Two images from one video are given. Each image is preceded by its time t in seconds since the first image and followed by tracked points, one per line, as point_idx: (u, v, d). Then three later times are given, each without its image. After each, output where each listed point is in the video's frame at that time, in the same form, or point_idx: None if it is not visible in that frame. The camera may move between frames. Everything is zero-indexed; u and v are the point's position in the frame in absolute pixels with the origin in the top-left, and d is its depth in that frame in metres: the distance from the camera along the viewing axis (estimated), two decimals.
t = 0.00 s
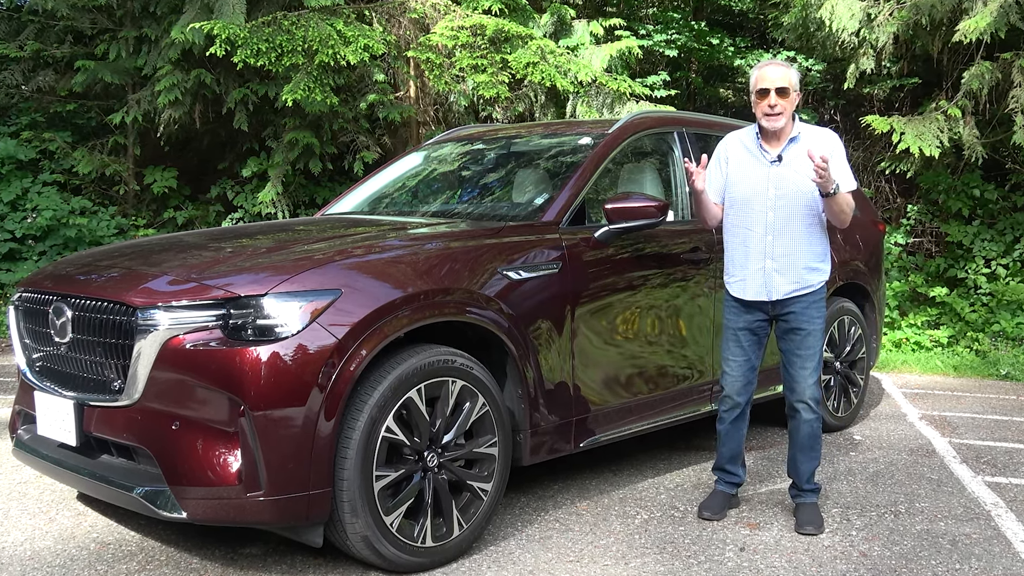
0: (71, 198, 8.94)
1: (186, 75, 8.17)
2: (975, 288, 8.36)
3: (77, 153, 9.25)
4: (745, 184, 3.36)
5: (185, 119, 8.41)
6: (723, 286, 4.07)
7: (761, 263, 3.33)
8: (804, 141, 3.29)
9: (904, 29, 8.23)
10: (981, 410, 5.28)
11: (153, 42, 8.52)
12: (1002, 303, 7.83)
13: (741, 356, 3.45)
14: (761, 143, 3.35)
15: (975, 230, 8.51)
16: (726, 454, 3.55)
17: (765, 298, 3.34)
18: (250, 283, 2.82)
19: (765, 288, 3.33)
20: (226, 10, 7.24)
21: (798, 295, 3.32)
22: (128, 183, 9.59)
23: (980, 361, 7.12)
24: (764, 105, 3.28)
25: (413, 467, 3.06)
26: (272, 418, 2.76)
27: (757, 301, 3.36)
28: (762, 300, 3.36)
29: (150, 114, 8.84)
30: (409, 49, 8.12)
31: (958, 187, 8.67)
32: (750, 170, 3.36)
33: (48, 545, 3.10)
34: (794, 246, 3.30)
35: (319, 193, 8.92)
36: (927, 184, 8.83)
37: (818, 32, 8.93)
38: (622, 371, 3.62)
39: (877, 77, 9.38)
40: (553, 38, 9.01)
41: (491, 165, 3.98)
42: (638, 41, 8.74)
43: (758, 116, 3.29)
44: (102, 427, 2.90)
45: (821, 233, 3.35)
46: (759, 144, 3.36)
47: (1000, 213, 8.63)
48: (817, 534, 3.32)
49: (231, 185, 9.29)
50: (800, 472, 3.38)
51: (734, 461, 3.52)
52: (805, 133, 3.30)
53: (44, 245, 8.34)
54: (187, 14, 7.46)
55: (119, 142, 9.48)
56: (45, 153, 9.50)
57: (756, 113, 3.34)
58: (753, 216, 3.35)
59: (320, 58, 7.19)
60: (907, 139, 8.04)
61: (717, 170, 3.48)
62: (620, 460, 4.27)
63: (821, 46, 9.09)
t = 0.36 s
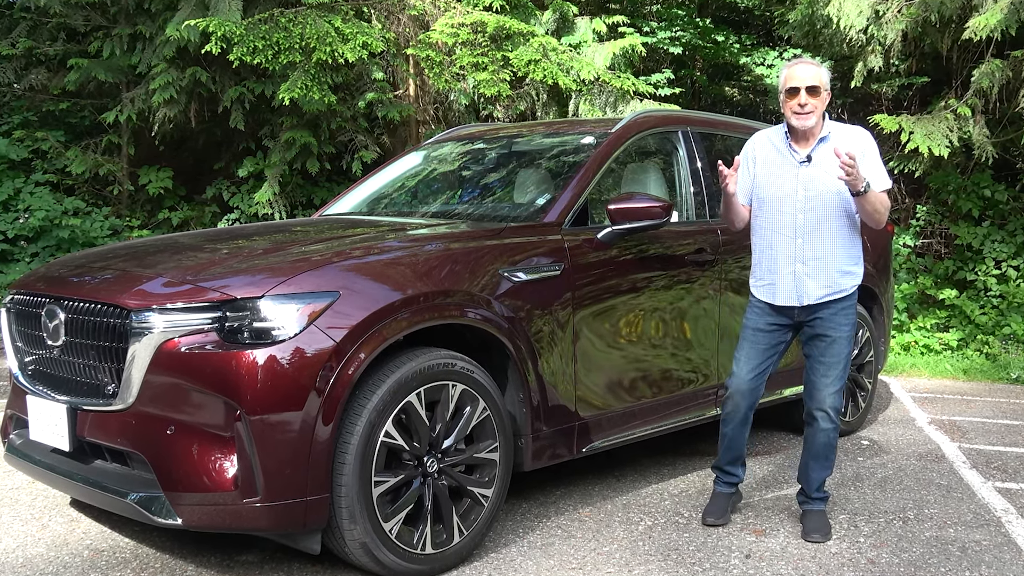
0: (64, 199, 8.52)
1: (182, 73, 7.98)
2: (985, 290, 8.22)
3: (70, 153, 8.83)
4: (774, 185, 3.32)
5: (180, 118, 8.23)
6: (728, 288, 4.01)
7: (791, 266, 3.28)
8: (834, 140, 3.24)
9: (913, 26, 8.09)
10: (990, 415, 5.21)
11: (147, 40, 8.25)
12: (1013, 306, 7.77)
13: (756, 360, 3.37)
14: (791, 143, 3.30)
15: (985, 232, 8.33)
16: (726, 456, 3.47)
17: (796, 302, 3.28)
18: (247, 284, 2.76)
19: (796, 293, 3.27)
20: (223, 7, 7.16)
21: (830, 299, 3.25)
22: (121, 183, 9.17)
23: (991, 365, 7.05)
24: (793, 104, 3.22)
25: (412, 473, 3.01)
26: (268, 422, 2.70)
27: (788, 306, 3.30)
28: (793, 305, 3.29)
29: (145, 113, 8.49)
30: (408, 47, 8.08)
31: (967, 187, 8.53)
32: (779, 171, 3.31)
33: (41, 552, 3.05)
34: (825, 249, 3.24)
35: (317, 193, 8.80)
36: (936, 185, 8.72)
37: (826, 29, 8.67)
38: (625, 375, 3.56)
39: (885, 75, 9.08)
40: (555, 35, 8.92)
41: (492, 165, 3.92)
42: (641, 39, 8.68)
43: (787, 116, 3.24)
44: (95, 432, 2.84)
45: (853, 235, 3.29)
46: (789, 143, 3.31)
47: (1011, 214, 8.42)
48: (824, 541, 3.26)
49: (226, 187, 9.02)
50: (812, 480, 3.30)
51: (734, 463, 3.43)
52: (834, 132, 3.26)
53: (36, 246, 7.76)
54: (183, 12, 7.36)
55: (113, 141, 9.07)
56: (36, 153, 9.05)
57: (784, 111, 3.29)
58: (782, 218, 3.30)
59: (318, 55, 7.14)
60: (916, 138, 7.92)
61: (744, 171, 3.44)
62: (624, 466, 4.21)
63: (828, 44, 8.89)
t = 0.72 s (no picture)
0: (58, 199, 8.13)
1: (176, 71, 7.90)
2: (996, 293, 8.03)
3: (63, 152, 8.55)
4: (773, 186, 3.25)
5: (175, 118, 8.13)
6: (733, 290, 3.96)
7: (790, 269, 3.22)
8: (836, 141, 3.22)
9: (922, 24, 7.88)
10: (999, 419, 5.15)
11: (142, 37, 8.15)
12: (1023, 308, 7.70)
13: (756, 369, 3.31)
14: (790, 142, 3.24)
15: (995, 232, 8.22)
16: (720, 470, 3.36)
17: (795, 306, 3.22)
18: (243, 286, 2.71)
19: (796, 296, 3.22)
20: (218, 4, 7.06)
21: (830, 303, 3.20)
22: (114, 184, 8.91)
23: (1000, 369, 6.99)
24: (801, 101, 3.15)
25: (411, 478, 2.95)
26: (265, 427, 2.65)
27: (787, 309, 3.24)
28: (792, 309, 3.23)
29: (139, 112, 8.42)
30: (407, 46, 8.05)
31: (977, 187, 8.43)
32: (777, 171, 3.25)
33: (33, 560, 3.00)
34: (825, 252, 3.19)
35: (315, 194, 8.69)
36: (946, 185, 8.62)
37: (832, 27, 8.58)
38: (629, 379, 3.50)
39: (894, 73, 9.08)
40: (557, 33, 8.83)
41: (493, 165, 3.87)
42: (644, 37, 8.62)
43: (793, 113, 3.17)
44: (89, 436, 2.79)
45: (853, 238, 3.25)
46: (789, 143, 3.25)
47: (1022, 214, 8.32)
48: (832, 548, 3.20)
49: (223, 185, 8.89)
50: (818, 488, 3.24)
51: (728, 478, 3.33)
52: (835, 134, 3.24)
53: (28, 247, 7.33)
54: (178, 9, 7.27)
55: (107, 140, 8.84)
56: (28, 153, 8.75)
57: (788, 109, 3.21)
58: (781, 220, 3.23)
59: (316, 53, 7.07)
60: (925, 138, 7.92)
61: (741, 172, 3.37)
62: (627, 471, 4.15)
63: (835, 41, 8.81)
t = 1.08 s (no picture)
0: (51, 199, 8.04)
1: (172, 69, 7.86)
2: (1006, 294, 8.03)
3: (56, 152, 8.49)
4: (755, 181, 3.12)
5: (170, 117, 8.07)
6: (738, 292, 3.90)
7: (770, 267, 3.09)
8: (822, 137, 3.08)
9: (930, 20, 7.82)
10: (1009, 424, 5.09)
11: (136, 34, 8.08)
12: None
13: (743, 370, 3.18)
14: (773, 137, 3.11)
15: (1006, 233, 8.18)
16: (719, 476, 3.26)
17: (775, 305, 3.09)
18: (240, 288, 2.66)
19: (776, 294, 3.09)
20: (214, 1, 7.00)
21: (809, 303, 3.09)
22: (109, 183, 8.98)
23: (1010, 372, 6.92)
24: (781, 92, 3.04)
25: (411, 484, 2.90)
26: (262, 432, 2.59)
27: (767, 307, 3.11)
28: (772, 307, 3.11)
29: (134, 111, 8.37)
30: (406, 43, 7.98)
31: (986, 188, 8.37)
32: (761, 165, 3.11)
33: (26, 567, 2.95)
34: (806, 250, 3.07)
35: (312, 194, 8.61)
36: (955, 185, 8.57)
37: (839, 24, 8.47)
38: (632, 383, 3.45)
39: (902, 71, 9.00)
40: (559, 30, 8.84)
41: (494, 165, 3.82)
42: (648, 34, 8.56)
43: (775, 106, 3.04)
44: (82, 441, 2.73)
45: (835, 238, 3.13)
46: (772, 138, 3.12)
47: None
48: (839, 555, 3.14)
49: (218, 185, 8.85)
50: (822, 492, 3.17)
51: (729, 484, 3.23)
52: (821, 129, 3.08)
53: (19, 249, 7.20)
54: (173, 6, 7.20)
55: (100, 140, 8.87)
56: (20, 152, 8.66)
57: (771, 102, 3.10)
58: (764, 216, 3.11)
59: (313, 50, 7.01)
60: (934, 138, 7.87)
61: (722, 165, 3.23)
62: (630, 477, 4.09)
63: (842, 38, 8.72)
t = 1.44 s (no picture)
0: (44, 199, 7.97)
1: (167, 67, 7.81)
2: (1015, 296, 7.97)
3: (48, 151, 8.46)
4: (738, 183, 2.99)
5: (165, 115, 8.02)
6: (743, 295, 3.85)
7: (754, 272, 2.97)
8: (809, 139, 2.94)
9: (939, 18, 7.78)
10: (1019, 428, 5.03)
11: (131, 32, 8.03)
12: None
13: (735, 372, 3.05)
14: (757, 139, 2.97)
15: (1015, 234, 8.12)
16: (722, 481, 3.19)
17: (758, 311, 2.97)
18: (236, 290, 2.61)
19: (758, 301, 2.96)
20: None
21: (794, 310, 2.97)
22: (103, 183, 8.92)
23: (1020, 376, 6.85)
24: (763, 98, 2.89)
25: (410, 489, 2.85)
26: (258, 436, 2.55)
27: (751, 314, 2.99)
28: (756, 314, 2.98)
29: (128, 110, 8.31)
30: (406, 41, 7.94)
31: (996, 188, 8.32)
32: (745, 167, 2.98)
33: (18, 573, 2.90)
34: (791, 255, 2.95)
35: (309, 194, 8.54)
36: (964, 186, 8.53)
37: (847, 22, 8.43)
38: (635, 386, 3.40)
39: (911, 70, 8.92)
40: (561, 27, 8.80)
41: (495, 164, 3.77)
42: (652, 32, 8.50)
43: (757, 110, 2.91)
44: (75, 446, 2.68)
45: (819, 243, 3.01)
46: (755, 140, 2.98)
47: None
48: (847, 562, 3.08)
49: (215, 185, 8.80)
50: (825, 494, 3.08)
51: (732, 489, 3.17)
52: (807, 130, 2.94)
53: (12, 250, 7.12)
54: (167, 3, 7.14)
55: (94, 139, 8.81)
56: (12, 152, 8.60)
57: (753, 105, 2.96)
58: (748, 218, 2.98)
59: (310, 48, 6.95)
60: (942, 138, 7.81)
61: (702, 165, 3.09)
62: (634, 482, 4.04)
63: (849, 36, 8.65)
